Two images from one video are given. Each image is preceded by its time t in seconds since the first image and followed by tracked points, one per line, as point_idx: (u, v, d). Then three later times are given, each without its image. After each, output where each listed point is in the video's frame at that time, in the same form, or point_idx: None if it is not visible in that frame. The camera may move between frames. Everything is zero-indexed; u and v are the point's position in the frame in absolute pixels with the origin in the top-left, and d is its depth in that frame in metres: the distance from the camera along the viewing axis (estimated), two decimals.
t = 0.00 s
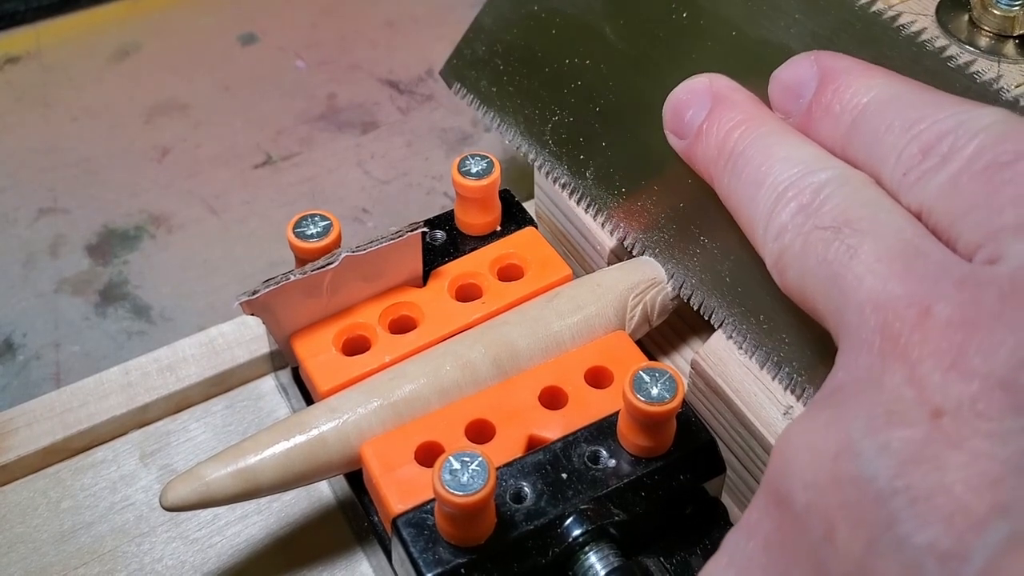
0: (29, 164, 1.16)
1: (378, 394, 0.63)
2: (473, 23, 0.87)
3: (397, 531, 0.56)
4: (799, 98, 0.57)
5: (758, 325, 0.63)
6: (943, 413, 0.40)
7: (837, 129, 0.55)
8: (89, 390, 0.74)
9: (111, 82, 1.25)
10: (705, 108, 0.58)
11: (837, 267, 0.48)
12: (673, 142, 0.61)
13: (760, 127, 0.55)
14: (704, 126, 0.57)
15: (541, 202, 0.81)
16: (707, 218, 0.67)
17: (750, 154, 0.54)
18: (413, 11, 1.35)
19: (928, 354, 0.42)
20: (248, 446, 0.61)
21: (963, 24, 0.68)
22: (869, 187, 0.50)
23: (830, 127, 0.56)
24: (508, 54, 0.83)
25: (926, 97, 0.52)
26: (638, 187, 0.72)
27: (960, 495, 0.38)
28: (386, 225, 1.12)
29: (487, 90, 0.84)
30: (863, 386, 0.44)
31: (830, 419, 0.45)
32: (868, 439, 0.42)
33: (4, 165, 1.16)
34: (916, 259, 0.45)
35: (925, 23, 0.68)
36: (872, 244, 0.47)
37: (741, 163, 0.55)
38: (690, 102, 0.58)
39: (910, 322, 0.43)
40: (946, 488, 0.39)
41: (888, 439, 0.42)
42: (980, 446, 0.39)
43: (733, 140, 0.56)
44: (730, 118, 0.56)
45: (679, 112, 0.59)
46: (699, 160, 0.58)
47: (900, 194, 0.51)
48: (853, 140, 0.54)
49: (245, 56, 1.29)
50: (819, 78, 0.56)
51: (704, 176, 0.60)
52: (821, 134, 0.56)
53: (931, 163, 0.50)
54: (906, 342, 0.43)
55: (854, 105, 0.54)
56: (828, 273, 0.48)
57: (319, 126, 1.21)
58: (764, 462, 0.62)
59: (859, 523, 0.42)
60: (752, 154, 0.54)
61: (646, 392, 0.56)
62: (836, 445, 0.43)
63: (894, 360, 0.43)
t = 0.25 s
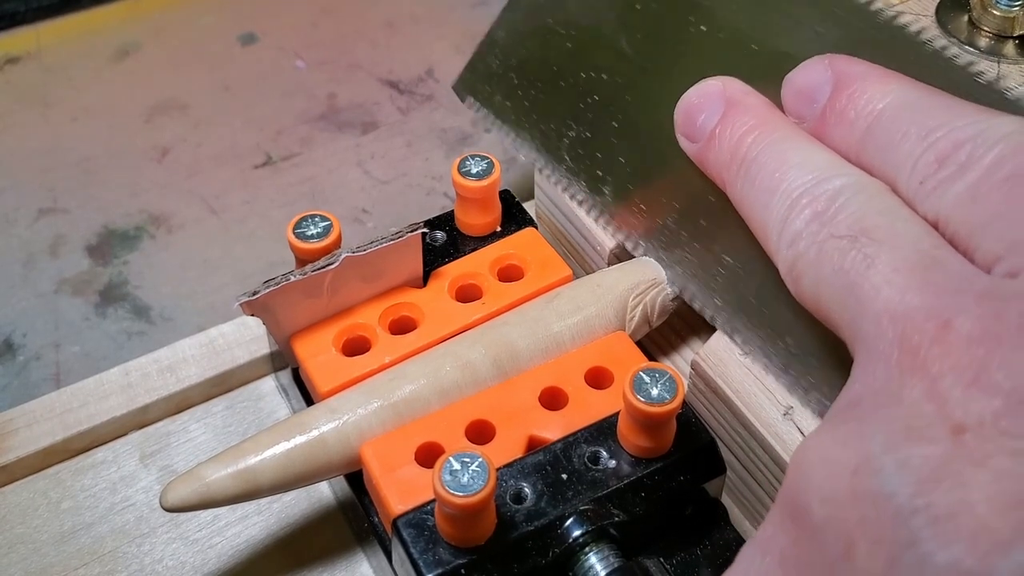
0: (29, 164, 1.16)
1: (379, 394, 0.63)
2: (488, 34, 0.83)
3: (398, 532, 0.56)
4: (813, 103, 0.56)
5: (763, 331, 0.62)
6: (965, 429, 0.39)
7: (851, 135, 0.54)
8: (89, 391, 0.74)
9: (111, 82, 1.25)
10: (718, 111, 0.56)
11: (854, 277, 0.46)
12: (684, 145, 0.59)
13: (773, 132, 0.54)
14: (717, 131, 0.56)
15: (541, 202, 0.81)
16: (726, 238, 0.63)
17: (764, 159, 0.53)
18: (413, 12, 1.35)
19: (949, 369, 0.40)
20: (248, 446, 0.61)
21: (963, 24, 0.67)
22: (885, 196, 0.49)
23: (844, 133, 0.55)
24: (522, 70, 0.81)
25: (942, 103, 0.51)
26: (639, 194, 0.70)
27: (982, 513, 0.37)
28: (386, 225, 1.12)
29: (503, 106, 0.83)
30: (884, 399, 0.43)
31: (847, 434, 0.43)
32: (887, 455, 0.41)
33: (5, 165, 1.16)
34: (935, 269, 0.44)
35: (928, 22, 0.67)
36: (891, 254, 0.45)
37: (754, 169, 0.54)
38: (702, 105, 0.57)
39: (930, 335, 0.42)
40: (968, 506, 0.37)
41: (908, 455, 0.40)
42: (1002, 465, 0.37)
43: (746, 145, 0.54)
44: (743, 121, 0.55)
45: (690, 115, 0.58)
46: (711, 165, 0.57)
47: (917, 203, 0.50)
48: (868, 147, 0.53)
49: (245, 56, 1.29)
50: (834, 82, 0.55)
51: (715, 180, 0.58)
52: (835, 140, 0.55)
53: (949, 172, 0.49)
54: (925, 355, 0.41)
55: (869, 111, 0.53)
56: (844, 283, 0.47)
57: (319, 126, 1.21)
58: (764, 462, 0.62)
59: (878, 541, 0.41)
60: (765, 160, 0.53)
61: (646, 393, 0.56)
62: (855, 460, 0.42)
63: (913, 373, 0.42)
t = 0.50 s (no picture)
0: (29, 164, 1.16)
1: (378, 394, 0.63)
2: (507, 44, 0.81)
3: (398, 532, 0.56)
4: (843, 125, 0.57)
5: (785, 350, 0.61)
6: (1003, 481, 0.40)
7: (882, 160, 0.54)
8: (89, 391, 0.74)
9: (110, 82, 1.25)
10: (745, 130, 0.57)
11: (884, 310, 0.47)
12: (710, 163, 0.60)
13: (802, 154, 0.54)
14: (743, 151, 0.57)
15: (540, 202, 0.81)
16: (753, 261, 0.62)
17: (792, 182, 0.54)
18: (413, 12, 1.35)
19: (987, 416, 0.41)
20: (248, 446, 0.61)
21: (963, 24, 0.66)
22: (916, 227, 0.49)
23: (874, 158, 0.55)
24: (545, 80, 0.78)
25: (976, 131, 0.51)
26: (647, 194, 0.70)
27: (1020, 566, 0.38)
28: (385, 225, 1.12)
29: (524, 117, 0.80)
30: (915, 443, 0.43)
31: (878, 478, 0.44)
32: (921, 506, 0.42)
33: (4, 165, 1.16)
34: (969, 305, 0.44)
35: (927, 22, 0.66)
36: (922, 288, 0.46)
37: (781, 191, 0.54)
38: (729, 124, 0.58)
39: (966, 379, 0.42)
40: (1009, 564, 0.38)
41: (944, 506, 0.41)
42: None
43: (774, 167, 0.55)
44: (770, 142, 0.55)
45: (717, 133, 0.58)
46: (737, 185, 0.58)
47: (949, 233, 0.50)
48: (898, 173, 0.53)
49: (245, 56, 1.29)
50: (864, 105, 0.55)
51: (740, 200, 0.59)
52: (865, 165, 0.55)
53: (982, 203, 0.49)
54: (960, 399, 0.42)
55: (900, 136, 0.53)
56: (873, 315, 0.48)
57: (318, 126, 1.21)
58: (764, 463, 0.62)
59: None
60: (793, 182, 0.54)
61: (646, 393, 0.56)
62: (885, 509, 0.43)
63: (947, 417, 0.42)
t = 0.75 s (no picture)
0: (29, 164, 1.16)
1: (378, 394, 0.63)
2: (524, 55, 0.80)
3: (398, 531, 0.56)
4: (856, 132, 0.56)
5: (789, 351, 0.62)
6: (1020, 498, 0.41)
7: (895, 169, 0.54)
8: (89, 390, 0.74)
9: (110, 82, 1.25)
10: (757, 135, 0.56)
11: (901, 323, 0.48)
12: (719, 168, 0.59)
13: (817, 163, 0.53)
14: (755, 157, 0.56)
15: (540, 202, 0.81)
16: (773, 276, 0.63)
17: (805, 189, 0.53)
18: (413, 11, 1.35)
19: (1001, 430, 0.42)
20: (248, 446, 0.61)
21: (962, 23, 0.65)
22: (931, 236, 0.50)
23: (886, 166, 0.55)
24: (562, 91, 0.78)
25: (991, 140, 0.51)
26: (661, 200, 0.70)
27: None
28: (385, 225, 1.12)
29: (540, 128, 0.80)
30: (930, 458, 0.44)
31: (895, 494, 0.44)
32: (936, 523, 0.43)
33: (4, 165, 1.16)
34: (985, 319, 0.45)
35: (930, 25, 0.65)
36: (937, 299, 0.47)
37: (795, 200, 0.54)
38: (739, 129, 0.57)
39: (981, 393, 0.43)
40: None
41: (961, 521, 0.42)
42: None
43: (786, 174, 0.54)
44: (783, 148, 0.55)
45: (727, 139, 0.57)
46: (749, 192, 0.57)
47: (964, 244, 0.51)
48: (912, 181, 0.53)
49: (245, 56, 1.29)
50: (878, 113, 0.55)
51: (750, 206, 0.58)
52: (877, 172, 0.55)
53: (997, 213, 0.50)
54: (976, 414, 0.43)
55: (915, 145, 0.53)
56: (888, 325, 0.49)
57: (318, 126, 1.21)
58: (764, 463, 0.62)
59: None
60: (806, 191, 0.53)
61: (646, 392, 0.56)
62: (900, 524, 0.44)
63: (963, 431, 0.43)
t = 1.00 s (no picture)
0: (29, 163, 1.16)
1: (378, 394, 0.63)
2: (524, 47, 0.80)
3: (398, 531, 0.56)
4: (864, 142, 0.56)
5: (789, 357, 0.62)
6: None
7: (904, 182, 0.54)
8: (89, 390, 0.74)
9: (111, 82, 1.25)
10: (763, 145, 0.56)
11: (910, 341, 0.48)
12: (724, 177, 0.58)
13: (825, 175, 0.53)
14: (761, 167, 0.56)
15: (540, 201, 0.81)
16: (772, 279, 0.62)
17: (812, 201, 0.53)
18: (413, 11, 1.35)
19: (1014, 459, 0.41)
20: (248, 445, 0.61)
21: (963, 23, 0.65)
22: (939, 252, 0.50)
23: (896, 179, 0.55)
24: (562, 85, 0.77)
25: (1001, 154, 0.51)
26: (660, 200, 0.69)
27: None
28: (385, 225, 1.12)
29: (540, 122, 0.80)
30: (944, 483, 0.43)
31: (908, 520, 0.44)
32: (951, 551, 0.42)
33: (4, 165, 1.16)
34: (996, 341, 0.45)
35: (929, 23, 0.65)
36: (948, 320, 0.47)
37: (802, 212, 0.54)
38: (745, 139, 0.56)
39: (995, 417, 0.43)
40: None
41: (975, 551, 0.41)
42: None
43: (793, 185, 0.54)
44: (789, 159, 0.54)
45: (732, 149, 0.57)
46: (755, 202, 0.57)
47: (973, 259, 0.52)
48: (921, 194, 0.54)
49: (245, 56, 1.29)
50: (886, 122, 0.55)
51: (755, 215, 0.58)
52: (887, 184, 0.55)
53: (1006, 230, 0.50)
54: (989, 440, 0.43)
55: (924, 157, 0.53)
56: (898, 344, 0.49)
57: (318, 126, 1.21)
58: (764, 463, 0.61)
59: None
60: (813, 203, 0.53)
61: (646, 392, 0.56)
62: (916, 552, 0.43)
63: (974, 459, 0.43)
